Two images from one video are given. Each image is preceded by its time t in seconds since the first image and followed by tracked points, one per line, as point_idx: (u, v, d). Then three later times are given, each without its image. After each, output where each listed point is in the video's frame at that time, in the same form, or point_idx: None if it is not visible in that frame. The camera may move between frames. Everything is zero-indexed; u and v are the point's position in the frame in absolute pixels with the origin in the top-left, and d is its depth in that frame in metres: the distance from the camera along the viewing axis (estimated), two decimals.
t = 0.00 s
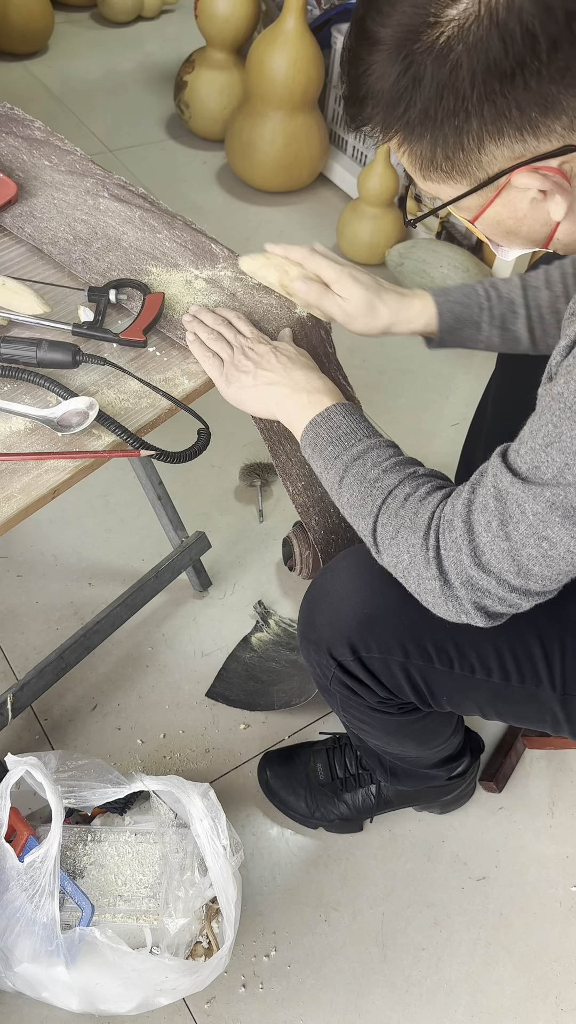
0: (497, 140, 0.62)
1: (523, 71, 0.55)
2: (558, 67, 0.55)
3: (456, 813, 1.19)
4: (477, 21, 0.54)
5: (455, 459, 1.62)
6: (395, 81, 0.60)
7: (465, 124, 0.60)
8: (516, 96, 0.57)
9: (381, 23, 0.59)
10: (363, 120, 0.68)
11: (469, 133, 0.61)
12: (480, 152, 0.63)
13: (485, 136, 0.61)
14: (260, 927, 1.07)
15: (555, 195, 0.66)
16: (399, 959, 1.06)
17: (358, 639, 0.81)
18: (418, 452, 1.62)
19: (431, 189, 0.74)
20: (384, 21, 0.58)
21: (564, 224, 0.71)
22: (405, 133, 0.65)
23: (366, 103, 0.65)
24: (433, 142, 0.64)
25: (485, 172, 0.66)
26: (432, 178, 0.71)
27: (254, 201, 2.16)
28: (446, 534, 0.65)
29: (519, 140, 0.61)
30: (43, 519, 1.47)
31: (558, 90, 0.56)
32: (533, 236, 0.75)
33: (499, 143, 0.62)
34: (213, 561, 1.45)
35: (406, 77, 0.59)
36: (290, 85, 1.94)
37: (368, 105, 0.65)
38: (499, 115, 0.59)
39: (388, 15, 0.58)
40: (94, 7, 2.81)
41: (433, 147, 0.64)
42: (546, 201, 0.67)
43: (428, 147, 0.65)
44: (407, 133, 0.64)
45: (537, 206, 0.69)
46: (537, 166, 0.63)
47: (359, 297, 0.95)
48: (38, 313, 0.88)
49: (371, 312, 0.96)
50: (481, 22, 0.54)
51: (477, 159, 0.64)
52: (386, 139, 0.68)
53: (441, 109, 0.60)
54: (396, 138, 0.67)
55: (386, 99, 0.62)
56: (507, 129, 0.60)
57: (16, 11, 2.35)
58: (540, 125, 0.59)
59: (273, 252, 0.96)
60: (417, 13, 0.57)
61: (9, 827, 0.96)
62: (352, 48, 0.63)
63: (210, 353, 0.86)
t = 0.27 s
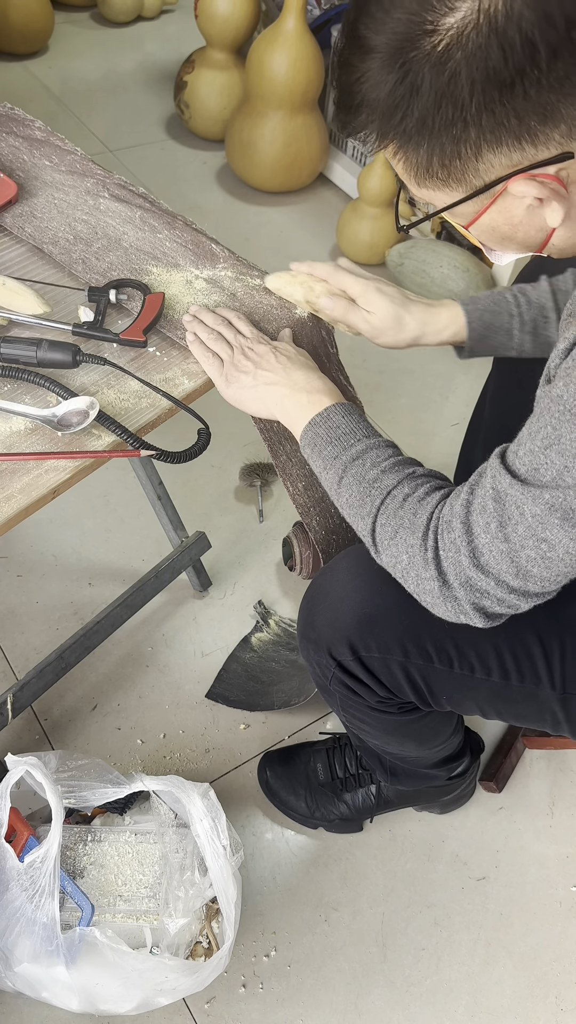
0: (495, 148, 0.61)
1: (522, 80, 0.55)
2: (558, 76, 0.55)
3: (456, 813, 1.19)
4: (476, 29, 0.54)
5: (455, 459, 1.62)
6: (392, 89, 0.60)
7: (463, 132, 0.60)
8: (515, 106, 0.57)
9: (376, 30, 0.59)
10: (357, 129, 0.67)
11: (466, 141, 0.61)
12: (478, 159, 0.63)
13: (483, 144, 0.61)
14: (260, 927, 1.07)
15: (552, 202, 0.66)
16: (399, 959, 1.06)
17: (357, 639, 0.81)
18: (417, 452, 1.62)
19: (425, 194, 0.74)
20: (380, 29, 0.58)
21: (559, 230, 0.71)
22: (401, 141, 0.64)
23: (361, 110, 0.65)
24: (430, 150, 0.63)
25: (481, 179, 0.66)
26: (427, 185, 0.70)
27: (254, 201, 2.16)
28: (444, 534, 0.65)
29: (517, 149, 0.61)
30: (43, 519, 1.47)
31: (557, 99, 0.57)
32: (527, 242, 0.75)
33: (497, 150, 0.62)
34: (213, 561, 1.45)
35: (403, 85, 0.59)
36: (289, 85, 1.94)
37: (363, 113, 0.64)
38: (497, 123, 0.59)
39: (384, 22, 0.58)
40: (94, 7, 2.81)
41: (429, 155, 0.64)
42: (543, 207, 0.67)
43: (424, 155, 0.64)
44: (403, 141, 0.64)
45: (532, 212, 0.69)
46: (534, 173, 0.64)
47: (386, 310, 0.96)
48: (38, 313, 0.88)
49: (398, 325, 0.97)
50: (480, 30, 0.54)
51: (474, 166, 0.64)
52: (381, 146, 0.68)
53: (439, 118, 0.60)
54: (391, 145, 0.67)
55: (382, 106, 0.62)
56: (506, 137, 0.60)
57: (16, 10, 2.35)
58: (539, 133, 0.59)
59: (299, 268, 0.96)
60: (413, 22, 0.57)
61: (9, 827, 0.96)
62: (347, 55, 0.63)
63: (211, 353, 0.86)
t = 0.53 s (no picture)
0: (495, 147, 0.61)
1: (522, 78, 0.55)
2: (558, 75, 0.55)
3: (456, 813, 1.19)
4: (477, 27, 0.54)
5: (455, 460, 1.62)
6: (392, 86, 0.60)
7: (463, 130, 0.60)
8: (515, 104, 0.57)
9: (379, 29, 0.59)
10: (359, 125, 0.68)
11: (466, 139, 0.61)
12: (477, 158, 0.63)
13: (482, 143, 0.61)
14: (260, 927, 1.07)
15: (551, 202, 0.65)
16: (399, 959, 1.06)
17: (358, 639, 0.81)
18: (417, 452, 1.62)
19: (425, 193, 0.73)
20: (382, 26, 0.59)
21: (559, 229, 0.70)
22: (401, 139, 0.64)
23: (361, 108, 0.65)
24: (429, 148, 0.64)
25: (481, 179, 0.66)
26: (427, 183, 0.70)
27: (254, 201, 2.16)
28: (446, 534, 0.65)
29: (516, 148, 0.61)
30: (43, 519, 1.47)
31: (558, 98, 0.57)
32: (526, 242, 0.75)
33: (496, 149, 0.61)
34: (213, 561, 1.45)
35: (403, 83, 0.59)
36: (290, 85, 1.94)
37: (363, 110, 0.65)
38: (497, 122, 0.59)
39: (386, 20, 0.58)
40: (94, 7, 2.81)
41: (428, 153, 0.64)
42: (542, 206, 0.67)
43: (423, 152, 0.64)
44: (402, 139, 0.64)
45: (532, 212, 0.68)
46: (534, 172, 0.63)
47: (401, 321, 0.97)
48: (38, 313, 0.88)
49: (413, 335, 0.99)
50: (480, 28, 0.54)
51: (473, 165, 0.64)
52: (382, 144, 0.68)
53: (438, 116, 0.60)
54: (391, 143, 0.67)
55: (382, 103, 0.62)
56: (505, 136, 0.60)
57: (16, 10, 2.35)
58: (539, 132, 0.59)
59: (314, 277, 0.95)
60: (414, 20, 0.57)
61: (9, 827, 0.96)
62: (348, 52, 0.63)
63: (211, 353, 0.86)
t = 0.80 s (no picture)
0: (495, 139, 0.61)
1: (524, 71, 0.56)
2: (559, 68, 0.55)
3: (456, 813, 1.19)
4: (478, 19, 0.54)
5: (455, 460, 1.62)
6: (392, 78, 0.60)
7: (463, 123, 0.60)
8: (516, 97, 0.57)
9: (379, 20, 0.59)
10: (359, 115, 0.67)
11: (467, 132, 0.61)
12: (478, 151, 0.63)
13: (483, 136, 0.61)
14: (261, 927, 1.07)
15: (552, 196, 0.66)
16: (399, 959, 1.06)
17: (358, 639, 0.81)
18: (417, 452, 1.62)
19: (426, 185, 0.73)
20: (382, 18, 0.59)
21: (559, 224, 0.70)
22: (402, 131, 0.64)
23: (363, 99, 0.65)
24: (430, 141, 0.64)
25: (482, 172, 0.66)
26: (429, 176, 0.70)
27: (254, 201, 2.16)
28: (446, 534, 0.65)
29: (517, 141, 0.61)
30: (43, 519, 1.47)
31: (558, 91, 0.57)
32: (528, 237, 0.75)
33: (497, 142, 0.62)
34: (213, 561, 1.45)
35: (404, 75, 0.59)
36: (290, 85, 1.94)
37: (364, 102, 0.65)
38: (498, 114, 0.59)
39: (387, 12, 0.58)
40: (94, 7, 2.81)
41: (430, 146, 0.64)
42: (543, 201, 0.67)
43: (424, 144, 0.64)
44: (404, 131, 0.64)
45: (533, 206, 0.68)
46: (534, 166, 0.63)
47: (396, 322, 0.96)
48: (38, 313, 0.88)
49: (408, 336, 0.97)
50: (482, 21, 0.54)
51: (474, 158, 0.64)
52: (382, 136, 0.68)
53: (439, 108, 0.60)
54: (392, 136, 0.67)
55: (383, 95, 0.62)
56: (506, 129, 0.60)
57: (16, 11, 2.35)
58: (540, 126, 0.59)
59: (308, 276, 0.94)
60: (415, 12, 0.57)
61: (9, 827, 0.96)
62: (349, 45, 0.63)
63: (211, 353, 0.86)
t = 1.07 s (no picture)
0: (503, 132, 0.61)
1: (532, 63, 0.55)
2: (567, 60, 0.55)
3: (456, 813, 1.19)
4: (487, 10, 0.54)
5: (456, 459, 1.62)
6: (400, 69, 0.60)
7: (471, 115, 0.60)
8: (524, 89, 0.57)
9: (388, 10, 0.59)
10: (367, 107, 0.67)
11: (474, 125, 0.61)
12: (485, 144, 0.63)
13: (491, 129, 0.61)
14: (261, 927, 1.07)
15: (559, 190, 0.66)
16: (399, 958, 1.06)
17: (359, 639, 0.81)
18: (417, 452, 1.62)
19: (433, 179, 0.73)
20: (391, 8, 0.59)
21: (565, 220, 0.72)
22: (408, 123, 0.64)
23: (371, 90, 0.64)
24: (437, 133, 0.63)
25: (489, 165, 0.66)
26: (435, 170, 0.70)
27: (254, 201, 2.16)
28: (449, 534, 0.65)
29: (524, 134, 0.61)
30: (43, 519, 1.47)
31: (566, 83, 0.57)
32: (533, 232, 0.76)
33: (504, 135, 0.61)
34: (213, 561, 1.45)
35: (413, 65, 0.59)
36: (290, 85, 1.94)
37: (372, 93, 0.64)
38: (506, 106, 0.59)
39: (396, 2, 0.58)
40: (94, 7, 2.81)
41: (436, 138, 0.64)
42: (549, 196, 0.68)
43: (431, 137, 0.64)
44: (411, 123, 0.64)
45: (539, 200, 0.69)
46: (542, 160, 0.63)
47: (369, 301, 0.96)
48: (38, 313, 0.88)
49: (381, 317, 0.97)
50: (491, 11, 0.54)
51: (481, 151, 0.64)
52: (389, 129, 0.67)
53: (447, 99, 0.60)
54: (399, 128, 0.66)
55: (390, 86, 0.62)
56: (514, 122, 0.60)
57: (17, 11, 2.35)
58: (547, 119, 0.59)
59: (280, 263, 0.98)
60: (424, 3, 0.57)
61: (9, 827, 0.96)
62: (357, 34, 0.63)
63: (211, 354, 0.86)
